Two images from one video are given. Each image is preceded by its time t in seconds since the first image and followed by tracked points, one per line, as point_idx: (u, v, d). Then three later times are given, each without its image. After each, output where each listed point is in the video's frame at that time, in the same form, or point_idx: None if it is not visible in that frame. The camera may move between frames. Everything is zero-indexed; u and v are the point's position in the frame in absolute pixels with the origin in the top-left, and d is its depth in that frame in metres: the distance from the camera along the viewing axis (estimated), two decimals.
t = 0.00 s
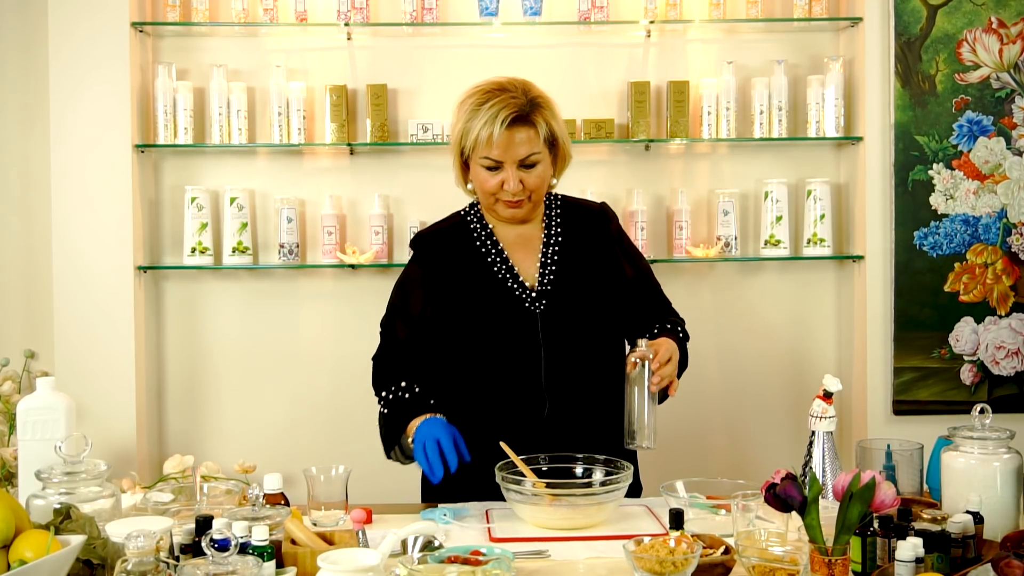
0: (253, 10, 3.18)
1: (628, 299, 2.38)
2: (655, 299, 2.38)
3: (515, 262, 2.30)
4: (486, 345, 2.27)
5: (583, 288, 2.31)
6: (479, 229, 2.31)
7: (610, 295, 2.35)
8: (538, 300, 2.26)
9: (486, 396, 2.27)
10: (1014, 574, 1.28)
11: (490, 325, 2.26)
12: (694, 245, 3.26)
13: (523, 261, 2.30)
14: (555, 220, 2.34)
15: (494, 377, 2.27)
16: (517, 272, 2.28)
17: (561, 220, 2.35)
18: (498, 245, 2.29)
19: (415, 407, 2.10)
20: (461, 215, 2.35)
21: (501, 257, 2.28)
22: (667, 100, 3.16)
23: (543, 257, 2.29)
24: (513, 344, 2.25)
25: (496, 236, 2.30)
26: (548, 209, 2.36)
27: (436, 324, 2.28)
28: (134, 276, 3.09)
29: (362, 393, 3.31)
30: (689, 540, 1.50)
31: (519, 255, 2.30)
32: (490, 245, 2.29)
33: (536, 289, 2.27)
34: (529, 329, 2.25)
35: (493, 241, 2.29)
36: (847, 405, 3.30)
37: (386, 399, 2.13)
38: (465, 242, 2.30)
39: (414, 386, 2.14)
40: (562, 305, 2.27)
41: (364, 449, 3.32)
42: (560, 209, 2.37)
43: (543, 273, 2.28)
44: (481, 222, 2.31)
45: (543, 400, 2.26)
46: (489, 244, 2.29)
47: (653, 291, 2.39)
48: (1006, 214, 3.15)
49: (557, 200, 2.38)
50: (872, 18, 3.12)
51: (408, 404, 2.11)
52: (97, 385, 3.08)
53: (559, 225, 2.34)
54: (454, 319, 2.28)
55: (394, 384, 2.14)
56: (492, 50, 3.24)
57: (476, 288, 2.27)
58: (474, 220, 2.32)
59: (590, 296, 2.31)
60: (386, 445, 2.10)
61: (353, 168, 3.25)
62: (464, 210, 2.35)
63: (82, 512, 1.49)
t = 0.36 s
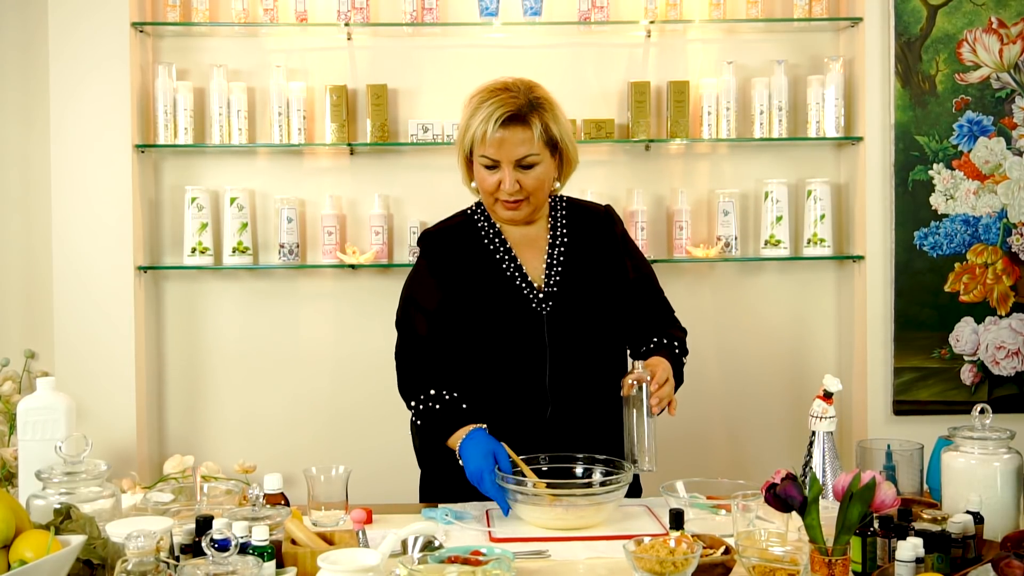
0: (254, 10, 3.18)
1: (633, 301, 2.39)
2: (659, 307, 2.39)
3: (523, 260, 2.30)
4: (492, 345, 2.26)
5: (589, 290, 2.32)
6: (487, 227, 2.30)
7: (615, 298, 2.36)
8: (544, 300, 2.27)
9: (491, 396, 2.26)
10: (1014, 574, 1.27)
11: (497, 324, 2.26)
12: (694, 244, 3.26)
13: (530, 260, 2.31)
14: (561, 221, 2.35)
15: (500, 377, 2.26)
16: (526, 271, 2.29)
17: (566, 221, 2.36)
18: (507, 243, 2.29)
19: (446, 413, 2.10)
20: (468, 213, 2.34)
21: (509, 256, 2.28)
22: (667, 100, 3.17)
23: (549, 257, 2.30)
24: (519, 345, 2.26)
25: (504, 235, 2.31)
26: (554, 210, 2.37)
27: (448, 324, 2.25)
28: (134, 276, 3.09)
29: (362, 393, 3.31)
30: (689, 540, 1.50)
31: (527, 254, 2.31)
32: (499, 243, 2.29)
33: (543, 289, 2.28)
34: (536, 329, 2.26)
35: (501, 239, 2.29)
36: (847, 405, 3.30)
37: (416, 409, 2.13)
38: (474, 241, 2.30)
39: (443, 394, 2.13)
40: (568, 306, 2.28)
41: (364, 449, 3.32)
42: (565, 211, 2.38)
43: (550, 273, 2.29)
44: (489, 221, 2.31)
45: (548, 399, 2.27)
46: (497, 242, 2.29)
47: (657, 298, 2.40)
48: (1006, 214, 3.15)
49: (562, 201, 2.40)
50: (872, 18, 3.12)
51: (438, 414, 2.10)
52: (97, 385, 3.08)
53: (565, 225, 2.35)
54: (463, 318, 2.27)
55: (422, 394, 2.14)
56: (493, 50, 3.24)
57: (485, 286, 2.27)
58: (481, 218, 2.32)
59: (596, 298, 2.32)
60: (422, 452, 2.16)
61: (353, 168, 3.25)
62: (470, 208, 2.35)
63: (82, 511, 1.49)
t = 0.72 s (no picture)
0: (253, 10, 3.18)
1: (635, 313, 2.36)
2: (662, 319, 2.34)
3: (525, 265, 2.29)
4: (489, 347, 2.27)
5: (589, 296, 2.31)
6: (492, 229, 2.30)
7: (615, 306, 2.35)
8: (544, 305, 2.27)
9: (486, 397, 2.28)
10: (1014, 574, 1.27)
11: (494, 326, 2.27)
12: (694, 245, 3.26)
13: (533, 265, 2.30)
14: (566, 226, 2.34)
15: (494, 379, 2.28)
16: (528, 276, 2.28)
17: (571, 226, 2.34)
18: (510, 247, 2.28)
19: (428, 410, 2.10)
20: (473, 213, 2.33)
21: (513, 260, 2.28)
22: (667, 100, 3.17)
23: (552, 262, 2.29)
24: (516, 348, 2.26)
25: (509, 238, 2.30)
26: (560, 214, 2.35)
27: (445, 324, 2.25)
28: (134, 277, 3.09)
29: (362, 393, 3.31)
30: (689, 540, 1.50)
31: (530, 259, 2.30)
32: (502, 246, 2.28)
33: (544, 294, 2.28)
34: (533, 333, 2.26)
35: (505, 241, 2.29)
36: (847, 405, 3.30)
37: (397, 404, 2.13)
38: (477, 241, 2.30)
39: (426, 391, 2.13)
40: (568, 312, 2.28)
41: (364, 450, 3.32)
42: (571, 215, 2.36)
43: (552, 278, 2.28)
44: (494, 223, 2.30)
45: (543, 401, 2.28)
46: (500, 245, 2.28)
47: (662, 311, 2.35)
48: (1006, 214, 3.15)
49: (568, 204, 2.37)
50: (872, 18, 3.12)
51: (421, 411, 2.11)
52: (97, 385, 3.08)
53: (569, 231, 2.33)
54: (460, 316, 2.27)
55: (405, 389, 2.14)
56: (493, 50, 3.24)
57: (485, 288, 2.27)
58: (487, 220, 2.31)
59: (601, 315, 2.32)
60: (397, 451, 2.13)
61: (353, 168, 3.25)
62: (476, 207, 2.34)
63: (82, 512, 1.49)
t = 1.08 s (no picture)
0: (253, 10, 3.18)
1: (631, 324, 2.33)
2: (659, 329, 2.30)
3: (523, 270, 2.30)
4: (484, 350, 2.28)
5: (585, 301, 2.31)
6: (491, 233, 2.30)
7: (612, 313, 2.34)
8: (538, 309, 2.27)
9: (481, 398, 2.29)
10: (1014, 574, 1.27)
11: (489, 330, 2.28)
12: (694, 245, 3.26)
13: (531, 270, 2.30)
14: (566, 231, 2.33)
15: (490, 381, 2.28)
16: (525, 281, 2.29)
17: (571, 231, 2.34)
18: (509, 251, 2.29)
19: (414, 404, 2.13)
20: (474, 214, 2.34)
21: (509, 265, 2.28)
22: (667, 101, 3.17)
23: (550, 268, 2.29)
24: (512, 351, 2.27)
25: (508, 242, 2.30)
26: (560, 218, 2.35)
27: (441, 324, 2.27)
28: (134, 277, 3.09)
29: (362, 393, 3.31)
30: (689, 540, 1.50)
31: (528, 263, 2.30)
32: (500, 250, 2.29)
33: (539, 300, 2.28)
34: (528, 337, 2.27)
35: (503, 245, 2.29)
36: (846, 405, 3.30)
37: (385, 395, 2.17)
38: (475, 243, 2.31)
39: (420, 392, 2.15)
40: (562, 318, 2.28)
41: (364, 450, 3.32)
42: (571, 219, 2.36)
43: (548, 283, 2.29)
44: (494, 226, 2.31)
45: (536, 403, 2.29)
46: (499, 249, 2.29)
47: (660, 322, 2.31)
48: (1006, 214, 3.15)
49: (569, 208, 2.37)
50: (872, 18, 3.12)
51: (407, 402, 2.14)
52: (97, 385, 3.08)
53: (569, 236, 2.33)
54: (456, 318, 2.29)
55: (393, 382, 2.16)
56: (493, 50, 3.24)
57: (481, 291, 2.29)
58: (486, 222, 2.32)
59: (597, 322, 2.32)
60: (392, 443, 2.15)
61: (353, 168, 3.25)
62: (477, 208, 2.36)
63: (82, 512, 1.49)
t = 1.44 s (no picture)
0: (254, 10, 3.18)
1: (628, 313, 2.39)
2: (655, 322, 2.37)
3: (525, 282, 2.30)
4: (487, 354, 2.27)
5: (586, 301, 2.33)
6: (490, 246, 2.30)
7: (610, 311, 2.38)
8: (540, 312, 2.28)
9: (483, 401, 2.29)
10: (1014, 574, 1.27)
11: (492, 334, 2.27)
12: (694, 245, 3.26)
13: (533, 281, 2.31)
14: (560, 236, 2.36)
15: (492, 385, 2.28)
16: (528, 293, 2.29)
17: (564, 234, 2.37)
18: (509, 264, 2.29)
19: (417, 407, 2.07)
20: (468, 226, 2.33)
21: (513, 280, 2.28)
22: (667, 101, 3.17)
23: (552, 278, 2.30)
24: (515, 354, 2.26)
25: (506, 256, 2.31)
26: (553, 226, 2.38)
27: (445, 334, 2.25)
28: (134, 277, 3.09)
29: (362, 394, 3.31)
30: (689, 540, 1.50)
31: (530, 275, 2.31)
32: (501, 263, 2.29)
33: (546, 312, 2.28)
34: (534, 338, 2.26)
35: (504, 260, 2.29)
36: (846, 405, 3.30)
37: (382, 408, 2.08)
38: (473, 255, 2.30)
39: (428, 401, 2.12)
40: (568, 318, 2.29)
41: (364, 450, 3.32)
42: (562, 223, 2.39)
43: (551, 292, 2.30)
44: (491, 239, 2.31)
45: (538, 407, 2.28)
46: (499, 262, 2.29)
47: (654, 315, 2.38)
48: (1006, 214, 3.15)
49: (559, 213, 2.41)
50: (872, 18, 3.12)
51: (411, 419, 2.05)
52: (97, 385, 3.08)
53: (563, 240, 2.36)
54: (456, 328, 2.27)
55: (394, 395, 2.08)
56: (493, 50, 3.24)
57: (487, 306, 2.27)
58: (484, 234, 2.31)
59: (597, 321, 2.34)
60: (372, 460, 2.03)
61: (353, 168, 3.25)
62: (470, 219, 2.34)
63: (82, 512, 1.49)
